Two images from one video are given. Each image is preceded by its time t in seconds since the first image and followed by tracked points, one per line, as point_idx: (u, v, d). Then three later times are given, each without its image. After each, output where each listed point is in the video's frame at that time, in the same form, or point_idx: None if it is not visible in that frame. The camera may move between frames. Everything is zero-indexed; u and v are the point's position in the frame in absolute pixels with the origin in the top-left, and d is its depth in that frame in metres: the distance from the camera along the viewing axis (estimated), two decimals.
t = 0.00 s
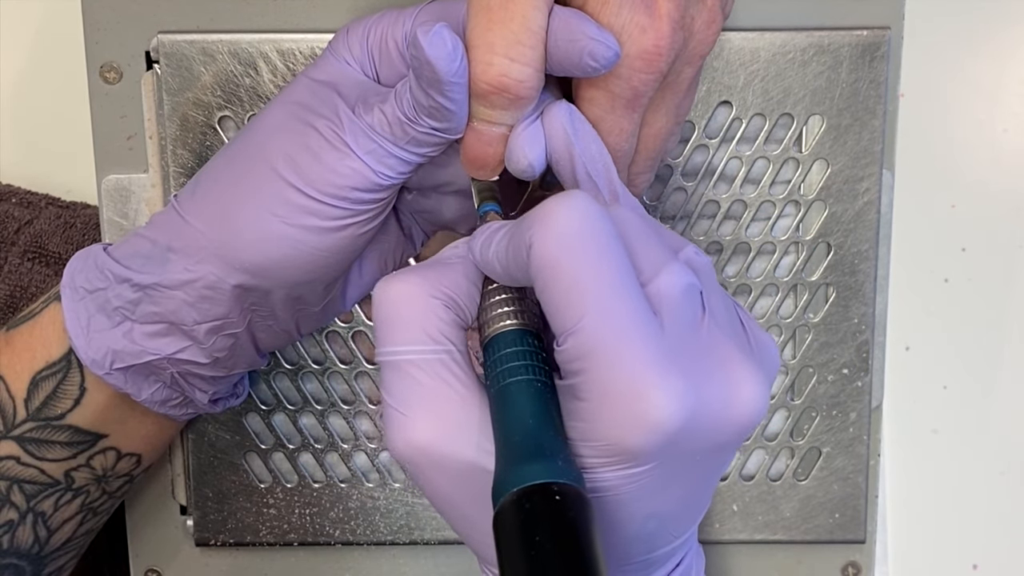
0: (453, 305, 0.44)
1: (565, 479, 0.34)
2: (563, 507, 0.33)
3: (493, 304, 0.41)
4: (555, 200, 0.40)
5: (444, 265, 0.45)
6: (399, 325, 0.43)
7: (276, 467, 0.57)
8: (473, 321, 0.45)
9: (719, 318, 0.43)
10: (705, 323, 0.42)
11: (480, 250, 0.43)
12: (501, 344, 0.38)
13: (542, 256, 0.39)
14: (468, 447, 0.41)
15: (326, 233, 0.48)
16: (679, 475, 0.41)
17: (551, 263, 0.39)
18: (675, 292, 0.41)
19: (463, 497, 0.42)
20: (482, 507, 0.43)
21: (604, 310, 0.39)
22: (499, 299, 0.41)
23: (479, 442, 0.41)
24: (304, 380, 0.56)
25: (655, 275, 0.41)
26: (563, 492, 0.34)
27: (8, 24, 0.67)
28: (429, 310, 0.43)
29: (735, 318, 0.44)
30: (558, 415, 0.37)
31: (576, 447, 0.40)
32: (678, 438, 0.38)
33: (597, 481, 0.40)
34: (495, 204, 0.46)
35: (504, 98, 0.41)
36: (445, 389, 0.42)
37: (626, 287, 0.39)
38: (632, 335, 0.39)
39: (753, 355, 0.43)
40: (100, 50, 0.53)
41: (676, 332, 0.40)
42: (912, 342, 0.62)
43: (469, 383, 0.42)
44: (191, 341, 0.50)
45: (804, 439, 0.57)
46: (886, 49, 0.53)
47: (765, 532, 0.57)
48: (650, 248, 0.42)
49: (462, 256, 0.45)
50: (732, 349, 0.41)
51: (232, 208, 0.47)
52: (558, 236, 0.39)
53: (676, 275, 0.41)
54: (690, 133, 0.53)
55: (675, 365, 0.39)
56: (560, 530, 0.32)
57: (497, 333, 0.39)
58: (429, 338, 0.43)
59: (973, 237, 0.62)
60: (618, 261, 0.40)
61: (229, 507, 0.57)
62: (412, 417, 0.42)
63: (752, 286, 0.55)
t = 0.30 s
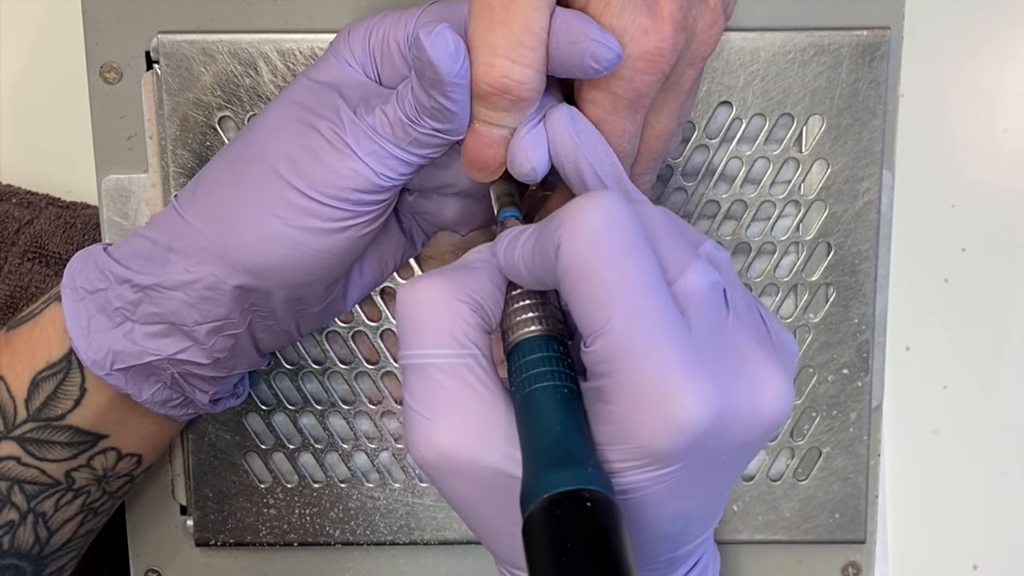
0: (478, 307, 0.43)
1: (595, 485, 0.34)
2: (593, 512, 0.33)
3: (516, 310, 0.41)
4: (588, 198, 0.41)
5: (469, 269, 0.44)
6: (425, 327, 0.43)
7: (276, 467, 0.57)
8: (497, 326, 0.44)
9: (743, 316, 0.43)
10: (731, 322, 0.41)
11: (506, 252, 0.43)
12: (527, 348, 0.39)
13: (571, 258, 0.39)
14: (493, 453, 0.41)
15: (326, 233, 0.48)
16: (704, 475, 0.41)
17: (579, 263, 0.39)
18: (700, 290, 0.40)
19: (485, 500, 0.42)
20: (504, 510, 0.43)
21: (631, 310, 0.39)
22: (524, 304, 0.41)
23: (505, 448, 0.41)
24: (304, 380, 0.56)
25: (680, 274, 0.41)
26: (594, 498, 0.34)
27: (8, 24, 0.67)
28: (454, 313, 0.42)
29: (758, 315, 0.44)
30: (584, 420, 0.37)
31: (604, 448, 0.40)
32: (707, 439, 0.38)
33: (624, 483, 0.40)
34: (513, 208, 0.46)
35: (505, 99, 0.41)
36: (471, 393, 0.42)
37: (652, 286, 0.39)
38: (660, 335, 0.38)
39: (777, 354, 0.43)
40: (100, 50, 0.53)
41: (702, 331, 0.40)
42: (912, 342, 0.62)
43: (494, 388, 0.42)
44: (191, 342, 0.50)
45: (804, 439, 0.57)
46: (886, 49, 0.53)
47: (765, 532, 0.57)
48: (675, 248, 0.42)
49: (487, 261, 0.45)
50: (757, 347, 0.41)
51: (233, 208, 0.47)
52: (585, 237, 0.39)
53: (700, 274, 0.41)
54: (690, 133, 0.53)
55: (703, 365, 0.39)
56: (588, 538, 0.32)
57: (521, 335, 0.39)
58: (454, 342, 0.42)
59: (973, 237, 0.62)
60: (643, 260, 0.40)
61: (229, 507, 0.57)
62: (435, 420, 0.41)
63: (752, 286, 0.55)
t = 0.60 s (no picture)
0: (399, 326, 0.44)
1: (484, 518, 0.34)
2: (477, 548, 0.33)
3: (441, 321, 0.42)
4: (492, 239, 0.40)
5: (389, 284, 0.44)
6: (342, 348, 0.43)
7: (276, 467, 0.57)
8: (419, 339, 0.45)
9: (660, 357, 0.42)
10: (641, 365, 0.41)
11: (425, 271, 0.43)
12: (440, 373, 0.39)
13: (473, 298, 0.39)
14: (405, 469, 0.41)
15: (325, 232, 0.48)
16: (605, 513, 0.40)
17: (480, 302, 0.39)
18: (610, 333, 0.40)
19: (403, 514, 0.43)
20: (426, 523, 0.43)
21: (528, 350, 0.38)
22: (445, 318, 0.42)
23: (411, 468, 0.41)
24: (304, 380, 0.56)
25: (595, 315, 0.41)
26: (478, 533, 0.34)
27: (8, 25, 0.67)
28: (371, 333, 0.43)
29: (680, 354, 0.43)
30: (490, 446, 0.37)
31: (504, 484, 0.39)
32: (598, 484, 0.38)
33: (522, 518, 0.40)
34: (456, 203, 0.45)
35: (505, 99, 0.41)
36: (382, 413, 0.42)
37: (550, 327, 0.39)
38: (555, 379, 0.38)
39: (689, 398, 0.41)
40: (100, 50, 0.53)
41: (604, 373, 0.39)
42: (912, 342, 0.62)
43: (409, 404, 0.43)
44: (190, 340, 0.50)
45: (804, 439, 0.57)
46: (886, 49, 0.53)
47: (766, 532, 0.57)
48: (590, 286, 0.41)
49: (409, 274, 0.45)
50: (666, 391, 0.40)
51: (232, 208, 0.47)
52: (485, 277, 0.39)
53: (615, 316, 0.40)
54: (690, 133, 0.53)
55: (596, 410, 0.38)
56: None
57: (438, 355, 0.40)
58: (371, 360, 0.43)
59: (973, 237, 0.62)
60: (545, 301, 0.39)
61: (229, 507, 0.57)
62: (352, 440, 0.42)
63: (752, 285, 0.55)
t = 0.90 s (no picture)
0: (395, 314, 0.44)
1: (471, 507, 0.35)
2: (461, 539, 0.33)
3: (437, 308, 0.42)
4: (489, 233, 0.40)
5: (388, 272, 0.44)
6: (340, 335, 0.43)
7: (276, 467, 0.57)
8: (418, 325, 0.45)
9: (653, 355, 0.41)
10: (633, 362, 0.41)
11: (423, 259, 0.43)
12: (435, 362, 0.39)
13: (465, 292, 0.39)
14: (402, 456, 0.42)
15: (325, 232, 0.48)
16: (594, 510, 0.40)
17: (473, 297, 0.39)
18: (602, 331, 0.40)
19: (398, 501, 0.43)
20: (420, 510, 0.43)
21: (518, 346, 0.38)
22: (442, 306, 0.42)
23: (406, 454, 0.42)
24: (304, 380, 0.56)
25: (588, 311, 0.40)
26: (463, 523, 0.34)
27: (8, 25, 0.67)
28: (370, 322, 0.43)
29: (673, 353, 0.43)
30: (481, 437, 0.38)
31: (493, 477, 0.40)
32: (586, 479, 0.38)
33: (511, 512, 0.40)
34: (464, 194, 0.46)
35: (507, 98, 0.41)
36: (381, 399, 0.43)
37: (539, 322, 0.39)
38: (545, 376, 0.38)
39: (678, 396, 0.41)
40: (100, 50, 0.53)
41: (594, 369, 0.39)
42: (912, 342, 0.62)
43: (407, 392, 0.43)
44: (190, 339, 0.50)
45: (804, 439, 0.57)
46: (886, 49, 0.53)
47: (766, 532, 0.57)
48: (583, 282, 0.41)
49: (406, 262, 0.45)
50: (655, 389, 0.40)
51: (232, 206, 0.47)
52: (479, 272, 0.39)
53: (608, 313, 0.40)
54: (690, 133, 0.53)
55: (583, 406, 0.38)
56: None
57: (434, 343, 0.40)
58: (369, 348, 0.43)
59: (973, 237, 0.62)
60: (537, 297, 0.39)
61: (229, 507, 0.57)
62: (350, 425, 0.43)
63: (752, 286, 0.55)
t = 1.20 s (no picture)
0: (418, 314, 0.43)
1: (505, 505, 0.34)
2: (497, 535, 0.33)
3: (464, 312, 0.42)
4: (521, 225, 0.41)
5: (414, 272, 0.44)
6: (363, 334, 0.43)
7: (276, 467, 0.57)
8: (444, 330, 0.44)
9: (682, 344, 0.42)
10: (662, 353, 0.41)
11: (451, 258, 0.43)
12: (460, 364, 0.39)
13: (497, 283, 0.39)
14: (429, 457, 0.40)
15: (327, 232, 0.48)
16: (627, 499, 0.40)
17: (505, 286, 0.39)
18: (632, 319, 0.40)
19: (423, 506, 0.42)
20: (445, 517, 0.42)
21: (550, 335, 0.38)
22: (468, 311, 0.42)
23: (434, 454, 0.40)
24: (304, 380, 0.56)
25: (618, 300, 0.41)
26: (499, 519, 0.34)
27: (8, 25, 0.67)
28: (394, 321, 0.42)
29: (701, 344, 0.43)
30: (512, 435, 0.37)
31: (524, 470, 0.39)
32: (620, 467, 0.38)
33: (543, 503, 0.40)
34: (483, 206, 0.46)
35: (508, 99, 0.41)
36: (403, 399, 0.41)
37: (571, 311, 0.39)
38: (579, 363, 0.38)
39: (707, 383, 0.41)
40: (99, 50, 0.53)
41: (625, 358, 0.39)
42: (912, 342, 0.62)
43: (434, 393, 0.41)
44: (191, 339, 0.50)
45: (804, 439, 0.57)
46: (886, 49, 0.53)
47: (765, 532, 0.57)
48: (611, 272, 0.41)
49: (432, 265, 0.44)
50: (684, 378, 0.40)
51: (233, 206, 0.47)
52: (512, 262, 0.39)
53: (637, 301, 0.40)
54: (690, 133, 0.53)
55: (616, 393, 0.38)
56: (497, 571, 0.32)
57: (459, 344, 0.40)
58: (393, 348, 0.42)
59: (973, 237, 0.62)
60: (570, 285, 0.40)
61: (229, 507, 0.57)
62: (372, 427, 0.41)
63: (752, 286, 0.55)
